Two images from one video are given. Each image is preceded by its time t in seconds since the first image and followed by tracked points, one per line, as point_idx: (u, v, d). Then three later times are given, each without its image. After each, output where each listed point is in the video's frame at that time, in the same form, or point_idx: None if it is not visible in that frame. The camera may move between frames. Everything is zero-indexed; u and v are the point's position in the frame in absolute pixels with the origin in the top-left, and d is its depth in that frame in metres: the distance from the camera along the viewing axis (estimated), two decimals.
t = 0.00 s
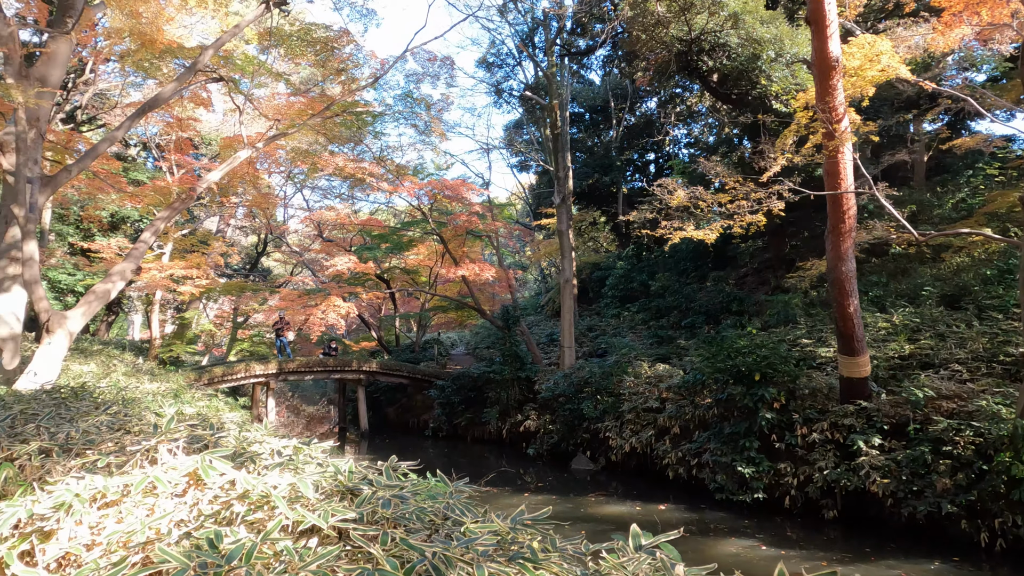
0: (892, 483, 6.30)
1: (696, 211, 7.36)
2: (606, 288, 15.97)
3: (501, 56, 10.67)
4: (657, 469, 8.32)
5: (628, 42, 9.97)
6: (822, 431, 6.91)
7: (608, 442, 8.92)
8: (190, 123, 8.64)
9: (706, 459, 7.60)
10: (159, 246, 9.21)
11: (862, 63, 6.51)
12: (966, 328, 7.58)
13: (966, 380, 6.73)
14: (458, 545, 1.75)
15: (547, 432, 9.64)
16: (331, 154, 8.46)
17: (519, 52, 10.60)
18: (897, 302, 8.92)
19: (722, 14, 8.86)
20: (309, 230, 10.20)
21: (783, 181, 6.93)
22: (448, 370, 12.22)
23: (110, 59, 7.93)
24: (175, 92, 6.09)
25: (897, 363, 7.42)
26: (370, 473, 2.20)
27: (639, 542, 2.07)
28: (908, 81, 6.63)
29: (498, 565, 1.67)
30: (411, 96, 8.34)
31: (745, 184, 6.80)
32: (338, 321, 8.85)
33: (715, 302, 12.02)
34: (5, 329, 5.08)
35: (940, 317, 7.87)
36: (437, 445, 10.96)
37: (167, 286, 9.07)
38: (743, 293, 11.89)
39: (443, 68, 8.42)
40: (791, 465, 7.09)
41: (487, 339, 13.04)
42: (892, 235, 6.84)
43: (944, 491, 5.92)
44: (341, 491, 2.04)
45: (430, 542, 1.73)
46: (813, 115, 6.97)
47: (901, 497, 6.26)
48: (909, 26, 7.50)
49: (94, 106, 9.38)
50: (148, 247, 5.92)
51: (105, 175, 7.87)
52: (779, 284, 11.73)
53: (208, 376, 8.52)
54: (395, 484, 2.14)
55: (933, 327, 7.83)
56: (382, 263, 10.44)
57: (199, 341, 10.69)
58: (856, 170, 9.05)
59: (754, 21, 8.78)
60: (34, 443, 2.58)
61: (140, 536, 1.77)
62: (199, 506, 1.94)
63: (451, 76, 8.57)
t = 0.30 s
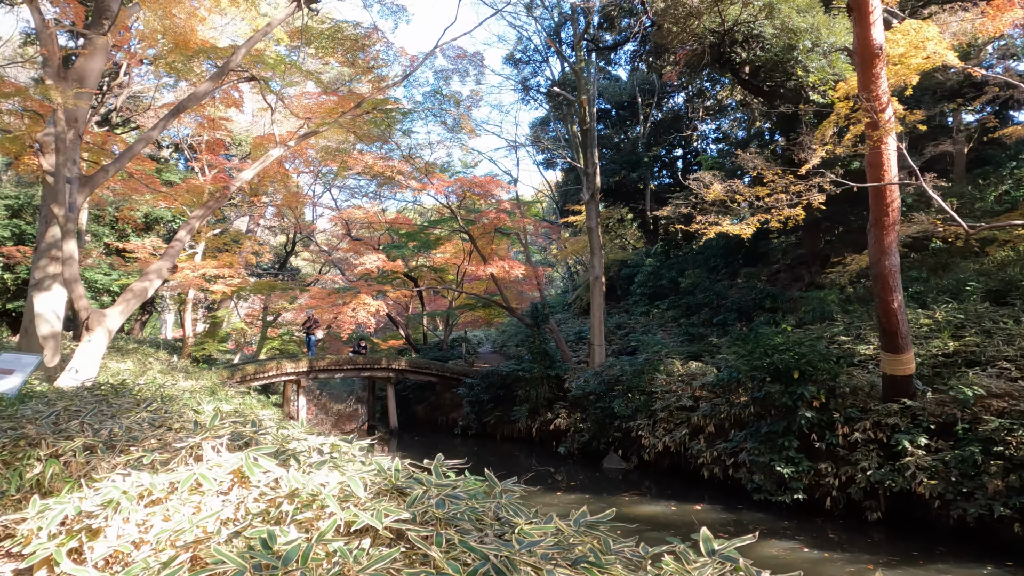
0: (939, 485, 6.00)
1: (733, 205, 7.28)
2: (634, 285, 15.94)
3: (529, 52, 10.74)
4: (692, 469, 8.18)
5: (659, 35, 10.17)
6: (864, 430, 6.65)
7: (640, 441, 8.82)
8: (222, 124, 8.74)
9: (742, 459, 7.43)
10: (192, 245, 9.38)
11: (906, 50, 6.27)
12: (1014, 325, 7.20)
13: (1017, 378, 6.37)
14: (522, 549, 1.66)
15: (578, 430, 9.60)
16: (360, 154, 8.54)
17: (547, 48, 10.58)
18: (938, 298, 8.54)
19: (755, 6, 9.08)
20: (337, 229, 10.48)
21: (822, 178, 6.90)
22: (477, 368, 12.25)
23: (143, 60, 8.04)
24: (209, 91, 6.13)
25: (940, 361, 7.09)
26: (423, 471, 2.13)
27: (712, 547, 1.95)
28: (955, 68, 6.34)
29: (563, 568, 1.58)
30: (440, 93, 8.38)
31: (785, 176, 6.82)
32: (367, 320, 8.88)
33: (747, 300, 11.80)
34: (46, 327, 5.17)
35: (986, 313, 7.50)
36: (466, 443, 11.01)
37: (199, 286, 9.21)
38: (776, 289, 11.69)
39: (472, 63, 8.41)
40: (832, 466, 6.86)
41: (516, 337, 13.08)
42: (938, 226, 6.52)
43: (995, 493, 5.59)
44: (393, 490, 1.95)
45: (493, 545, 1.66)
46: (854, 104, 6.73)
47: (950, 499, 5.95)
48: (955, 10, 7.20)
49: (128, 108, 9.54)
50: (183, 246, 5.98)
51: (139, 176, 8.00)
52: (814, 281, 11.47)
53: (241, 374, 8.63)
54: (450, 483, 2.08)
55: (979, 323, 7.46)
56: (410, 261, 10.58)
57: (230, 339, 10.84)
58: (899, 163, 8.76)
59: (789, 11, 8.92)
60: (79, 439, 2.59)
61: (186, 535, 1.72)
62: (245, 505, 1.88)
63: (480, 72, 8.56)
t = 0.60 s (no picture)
0: (986, 489, 5.71)
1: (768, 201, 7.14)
2: (660, 283, 15.80)
3: (556, 48, 10.54)
4: (723, 470, 8.03)
5: (690, 29, 10.23)
6: (904, 432, 6.39)
7: (670, 442, 8.73)
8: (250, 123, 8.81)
9: (776, 460, 7.24)
10: (221, 245, 9.50)
11: (950, 39, 6.06)
12: None
13: None
14: (584, 564, 1.54)
15: (606, 430, 9.54)
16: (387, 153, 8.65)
17: (573, 44, 10.47)
18: (978, 296, 8.19)
19: None
20: (362, 231, 10.96)
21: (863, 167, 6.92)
22: (502, 366, 12.24)
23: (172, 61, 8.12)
24: (239, 91, 6.15)
25: (983, 361, 6.79)
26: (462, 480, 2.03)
27: (790, 564, 1.87)
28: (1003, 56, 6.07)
29: None
30: (467, 90, 8.37)
31: (822, 172, 6.70)
32: (395, 318, 9.08)
33: (778, 298, 11.55)
34: (82, 326, 5.20)
35: None
36: (493, 441, 11.04)
37: (228, 285, 9.32)
38: (807, 287, 11.44)
39: (499, 59, 8.36)
40: (870, 468, 6.62)
41: (542, 336, 13.05)
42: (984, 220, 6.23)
43: None
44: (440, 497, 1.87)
45: (554, 561, 1.55)
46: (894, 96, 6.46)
47: (997, 505, 5.66)
48: None
49: (156, 109, 9.66)
50: (214, 246, 6.00)
51: (169, 176, 8.08)
52: (846, 278, 11.20)
53: (268, 373, 8.70)
54: (498, 490, 1.97)
55: None
56: (434, 260, 10.86)
57: (258, 338, 11.00)
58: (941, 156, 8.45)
59: (824, 3, 8.93)
60: (118, 440, 2.57)
61: (230, 543, 1.66)
62: (288, 511, 1.82)
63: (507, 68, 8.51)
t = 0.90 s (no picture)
0: None
1: (800, 195, 7.04)
2: (683, 280, 15.61)
3: (578, 43, 10.36)
4: (751, 470, 7.88)
5: (714, 22, 10.14)
6: (942, 432, 6.15)
7: (695, 441, 8.59)
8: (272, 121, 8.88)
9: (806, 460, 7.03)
10: (245, 242, 9.61)
11: (990, 27, 5.83)
12: None
13: None
14: (639, 572, 1.44)
15: (629, 428, 9.46)
16: (410, 150, 8.79)
17: (595, 38, 10.34)
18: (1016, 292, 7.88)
19: None
20: (382, 226, 11.12)
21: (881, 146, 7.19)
22: (523, 364, 12.21)
23: (196, 59, 8.19)
24: (262, 88, 6.15)
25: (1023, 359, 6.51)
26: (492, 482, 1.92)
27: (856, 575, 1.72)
28: None
29: None
30: (490, 86, 8.33)
31: (855, 165, 6.53)
32: (416, 316, 9.17)
33: (805, 294, 11.31)
34: (109, 323, 5.25)
35: None
36: (514, 439, 11.02)
37: (251, 282, 9.42)
38: (835, 283, 11.17)
39: (522, 53, 8.30)
40: (905, 469, 6.40)
41: (563, 333, 13.00)
42: None
43: None
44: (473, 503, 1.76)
45: (604, 568, 1.45)
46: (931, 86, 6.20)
47: None
48: None
49: (181, 108, 9.78)
50: (239, 243, 6.00)
51: (194, 174, 8.16)
52: (875, 275, 10.92)
53: (291, 370, 8.76)
54: (540, 490, 1.87)
55: None
56: (456, 257, 10.92)
57: (280, 335, 11.11)
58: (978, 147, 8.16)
59: None
60: (146, 437, 2.54)
61: (261, 544, 1.61)
62: (320, 511, 1.75)
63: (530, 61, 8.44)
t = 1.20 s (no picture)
0: None
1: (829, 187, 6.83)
2: (703, 277, 15.37)
3: (597, 37, 10.25)
4: (775, 470, 7.70)
5: (736, 13, 9.94)
6: (976, 433, 5.91)
7: (718, 440, 8.43)
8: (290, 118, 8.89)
9: (833, 461, 6.83)
10: (263, 240, 9.64)
11: None
12: None
13: None
14: None
15: (650, 427, 9.32)
16: (427, 146, 8.82)
17: (614, 31, 10.16)
18: None
19: None
20: (398, 222, 11.13)
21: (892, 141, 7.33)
22: (540, 362, 12.11)
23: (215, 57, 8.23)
24: (280, 83, 6.10)
25: None
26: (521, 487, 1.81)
27: None
28: None
29: None
30: (509, 80, 8.24)
31: (887, 157, 6.32)
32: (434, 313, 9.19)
33: (828, 291, 11.05)
34: (128, 320, 5.26)
35: None
36: (532, 437, 10.95)
37: (270, 279, 9.45)
38: (860, 280, 10.90)
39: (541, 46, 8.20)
40: (938, 470, 6.17)
41: (580, 331, 12.89)
42: None
43: None
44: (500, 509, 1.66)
45: None
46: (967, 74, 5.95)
47: None
48: None
49: (199, 106, 9.83)
50: (257, 239, 5.97)
51: (212, 172, 8.18)
52: (901, 271, 10.62)
53: (309, 367, 8.78)
54: (577, 497, 1.75)
55: None
56: (473, 253, 10.92)
57: (298, 331, 11.15)
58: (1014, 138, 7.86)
59: None
60: (164, 437, 2.49)
61: (282, 553, 1.53)
62: (342, 517, 1.67)
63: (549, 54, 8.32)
